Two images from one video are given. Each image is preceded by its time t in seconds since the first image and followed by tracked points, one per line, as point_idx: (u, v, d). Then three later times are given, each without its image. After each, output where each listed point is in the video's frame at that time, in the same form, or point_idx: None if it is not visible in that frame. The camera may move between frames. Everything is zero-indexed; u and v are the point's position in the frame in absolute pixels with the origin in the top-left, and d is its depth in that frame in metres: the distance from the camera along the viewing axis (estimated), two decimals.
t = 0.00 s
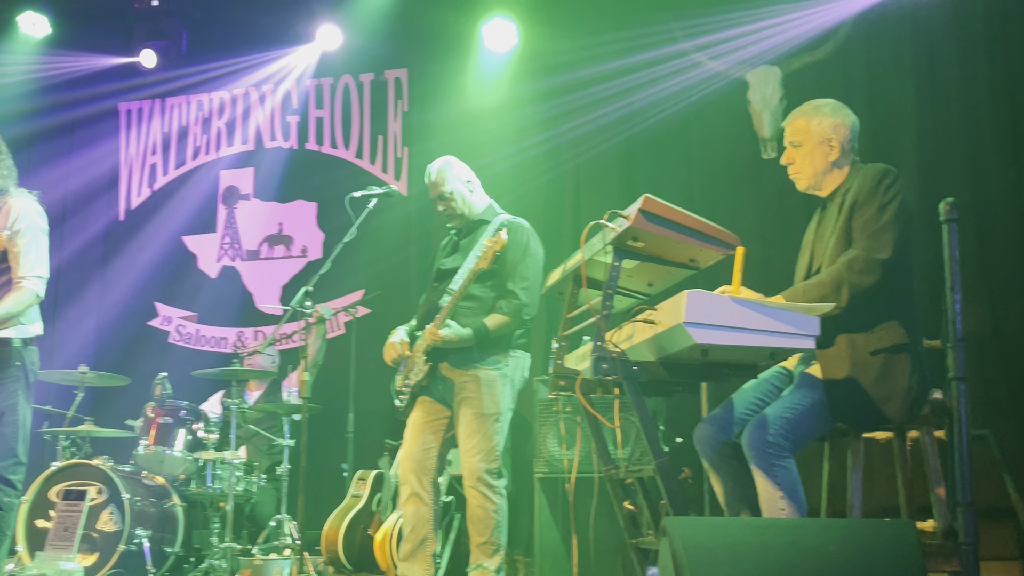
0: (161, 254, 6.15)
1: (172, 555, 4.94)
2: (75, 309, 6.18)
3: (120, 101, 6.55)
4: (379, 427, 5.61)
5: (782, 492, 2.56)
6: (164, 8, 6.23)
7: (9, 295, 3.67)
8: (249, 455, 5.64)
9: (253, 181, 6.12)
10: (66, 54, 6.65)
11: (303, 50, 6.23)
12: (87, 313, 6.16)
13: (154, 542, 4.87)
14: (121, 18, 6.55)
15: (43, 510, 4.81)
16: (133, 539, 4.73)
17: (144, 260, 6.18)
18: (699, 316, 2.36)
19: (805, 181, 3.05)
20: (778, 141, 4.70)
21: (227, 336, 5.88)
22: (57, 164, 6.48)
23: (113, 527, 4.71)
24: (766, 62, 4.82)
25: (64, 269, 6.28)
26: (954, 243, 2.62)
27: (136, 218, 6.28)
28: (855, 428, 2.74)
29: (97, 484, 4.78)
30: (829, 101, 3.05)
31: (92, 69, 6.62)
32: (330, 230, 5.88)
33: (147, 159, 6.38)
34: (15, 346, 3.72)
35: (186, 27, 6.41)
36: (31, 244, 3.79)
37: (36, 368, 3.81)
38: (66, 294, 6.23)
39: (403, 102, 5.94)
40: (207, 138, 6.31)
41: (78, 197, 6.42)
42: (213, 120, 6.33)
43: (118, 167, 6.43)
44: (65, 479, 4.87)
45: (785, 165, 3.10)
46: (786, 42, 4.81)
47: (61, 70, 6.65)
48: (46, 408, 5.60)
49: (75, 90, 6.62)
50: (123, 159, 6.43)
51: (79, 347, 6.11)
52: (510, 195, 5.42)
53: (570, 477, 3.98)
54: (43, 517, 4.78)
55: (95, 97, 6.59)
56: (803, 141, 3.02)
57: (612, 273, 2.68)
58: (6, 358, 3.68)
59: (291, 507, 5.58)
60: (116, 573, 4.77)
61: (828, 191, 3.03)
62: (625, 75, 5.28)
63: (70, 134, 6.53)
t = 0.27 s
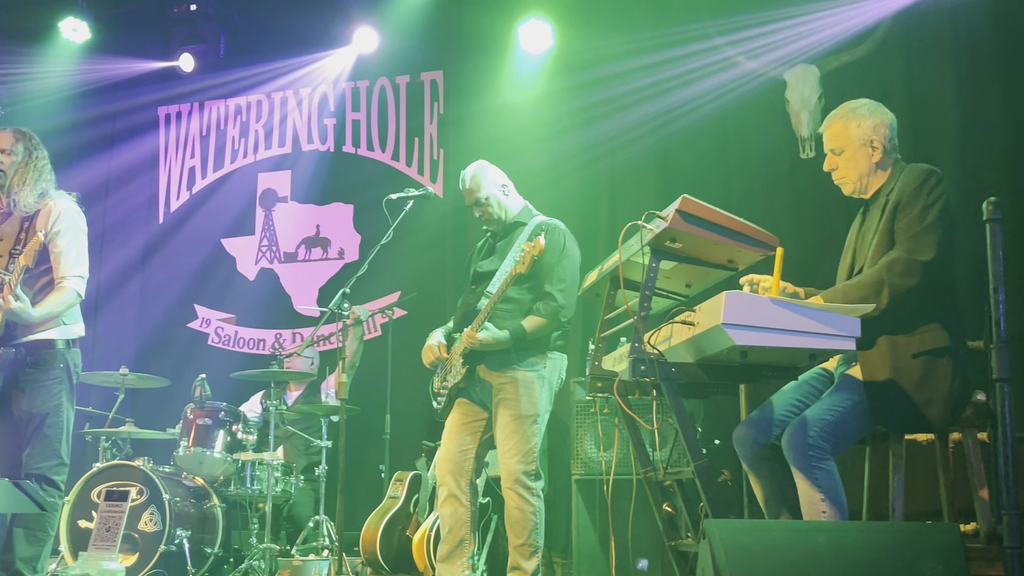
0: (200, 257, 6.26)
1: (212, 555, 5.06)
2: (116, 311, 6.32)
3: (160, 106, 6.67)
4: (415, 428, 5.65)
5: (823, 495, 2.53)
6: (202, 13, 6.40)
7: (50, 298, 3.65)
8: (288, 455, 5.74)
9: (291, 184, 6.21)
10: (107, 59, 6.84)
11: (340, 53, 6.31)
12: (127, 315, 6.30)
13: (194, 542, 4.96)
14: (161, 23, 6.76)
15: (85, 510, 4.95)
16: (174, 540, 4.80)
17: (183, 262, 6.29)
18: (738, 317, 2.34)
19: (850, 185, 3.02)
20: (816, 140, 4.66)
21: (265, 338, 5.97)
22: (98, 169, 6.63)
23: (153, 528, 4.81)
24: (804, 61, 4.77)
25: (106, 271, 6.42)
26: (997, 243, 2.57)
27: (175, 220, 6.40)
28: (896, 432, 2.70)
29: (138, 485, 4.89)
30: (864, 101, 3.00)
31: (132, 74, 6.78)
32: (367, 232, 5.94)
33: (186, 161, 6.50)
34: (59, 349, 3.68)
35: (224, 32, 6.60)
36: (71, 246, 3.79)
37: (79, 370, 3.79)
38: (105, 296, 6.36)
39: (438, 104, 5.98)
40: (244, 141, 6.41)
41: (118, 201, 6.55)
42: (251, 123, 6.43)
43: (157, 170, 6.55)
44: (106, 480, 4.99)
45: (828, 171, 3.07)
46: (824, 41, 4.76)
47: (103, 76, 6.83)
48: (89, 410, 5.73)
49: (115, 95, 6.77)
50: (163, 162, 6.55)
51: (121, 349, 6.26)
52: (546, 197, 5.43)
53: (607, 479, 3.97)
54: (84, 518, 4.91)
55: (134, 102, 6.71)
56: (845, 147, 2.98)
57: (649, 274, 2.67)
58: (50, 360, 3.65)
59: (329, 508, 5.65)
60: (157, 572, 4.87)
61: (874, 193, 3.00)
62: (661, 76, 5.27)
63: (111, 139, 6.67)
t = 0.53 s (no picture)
0: (234, 258, 6.36)
1: (247, 555, 5.07)
2: (150, 311, 6.40)
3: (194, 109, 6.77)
4: (447, 428, 5.69)
5: (858, 496, 2.50)
6: (234, 16, 6.44)
7: (86, 300, 3.73)
8: (322, 455, 5.78)
9: (323, 185, 6.28)
10: (140, 62, 6.90)
11: (372, 55, 6.36)
12: (161, 316, 6.41)
13: (229, 542, 5.01)
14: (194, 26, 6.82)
15: (121, 511, 5.03)
16: (209, 540, 4.89)
17: (217, 264, 6.40)
18: (772, 317, 2.33)
19: (887, 186, 2.98)
20: (849, 139, 4.61)
21: (298, 339, 6.05)
22: (132, 172, 6.70)
23: (189, 527, 4.89)
24: (836, 60, 4.73)
25: (140, 270, 6.54)
26: None
27: (208, 221, 6.51)
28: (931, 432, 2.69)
29: (174, 485, 4.98)
30: (898, 101, 2.97)
31: (164, 77, 6.85)
32: (400, 233, 6.01)
33: (220, 164, 6.60)
34: (96, 350, 3.74)
35: (255, 35, 6.56)
36: (107, 249, 3.86)
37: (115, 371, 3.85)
38: (139, 298, 6.46)
39: (469, 105, 5.99)
40: (277, 143, 6.50)
41: (151, 201, 6.67)
42: (283, 126, 6.51)
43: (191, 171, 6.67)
44: (142, 480, 5.08)
45: (865, 173, 3.04)
46: (858, 39, 4.73)
47: (137, 78, 6.89)
48: (126, 410, 5.83)
49: (148, 98, 6.84)
50: (196, 163, 6.67)
51: (155, 349, 6.35)
52: (576, 197, 5.43)
53: (639, 479, 3.95)
54: (121, 518, 5.00)
55: (167, 105, 6.81)
56: (881, 148, 2.95)
57: (682, 274, 2.67)
58: (87, 361, 3.71)
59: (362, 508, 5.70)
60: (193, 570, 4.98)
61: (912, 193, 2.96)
62: (692, 76, 5.26)
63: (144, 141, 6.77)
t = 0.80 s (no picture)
0: (284, 258, 6.49)
1: (298, 551, 5.19)
2: (204, 312, 6.60)
3: (243, 111, 6.92)
4: (496, 426, 5.73)
5: (912, 492, 2.46)
6: (284, 18, 6.51)
7: (141, 303, 3.82)
8: (371, 454, 5.81)
9: (371, 186, 6.37)
10: (189, 65, 6.97)
11: (419, 55, 6.42)
12: (213, 316, 6.58)
13: (282, 538, 5.12)
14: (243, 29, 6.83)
15: (175, 508, 5.04)
16: (261, 536, 4.96)
17: (267, 263, 6.53)
18: (824, 314, 2.31)
19: (947, 180, 2.91)
20: (901, 134, 4.50)
21: (348, 337, 6.15)
22: (184, 173, 6.92)
23: (241, 524, 4.91)
24: (887, 55, 4.65)
25: (192, 271, 6.72)
26: None
27: (258, 222, 6.65)
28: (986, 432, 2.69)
29: (226, 483, 4.99)
30: (957, 94, 2.93)
31: (215, 80, 6.98)
32: (447, 233, 6.07)
33: (269, 165, 6.73)
34: (149, 348, 3.84)
35: (305, 36, 6.71)
36: (163, 254, 3.94)
37: (168, 369, 3.93)
38: (195, 298, 6.66)
39: (515, 104, 6.03)
40: (325, 144, 6.61)
41: (203, 203, 6.85)
42: (332, 127, 6.62)
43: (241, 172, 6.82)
44: (195, 478, 5.09)
45: (923, 166, 2.97)
46: (910, 32, 4.63)
47: (188, 81, 7.01)
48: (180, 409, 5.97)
49: (200, 101, 7.01)
50: (246, 165, 6.81)
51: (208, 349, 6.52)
52: (624, 194, 5.42)
53: (689, 478, 3.94)
54: (175, 515, 5.00)
55: (218, 106, 6.98)
56: (943, 141, 2.89)
57: (732, 271, 2.66)
58: (140, 360, 3.80)
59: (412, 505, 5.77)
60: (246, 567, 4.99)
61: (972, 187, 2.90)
62: (741, 72, 5.23)
63: (195, 142, 6.95)
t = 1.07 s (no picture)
0: (331, 257, 6.56)
1: (345, 547, 5.23)
2: (248, 310, 6.67)
3: (289, 113, 6.97)
4: (541, 423, 5.77)
5: (965, 494, 2.43)
6: (327, 19, 6.54)
7: (192, 304, 3.80)
8: (417, 451, 5.89)
9: (415, 184, 6.44)
10: (237, 66, 7.11)
11: (461, 54, 6.45)
12: (259, 315, 6.66)
13: (328, 535, 5.17)
14: (287, 28, 6.86)
15: (224, 504, 5.11)
16: (309, 533, 4.99)
17: (313, 262, 6.61)
18: (872, 311, 2.28)
19: (1001, 174, 2.85)
20: (949, 127, 4.48)
21: (393, 335, 6.24)
22: (232, 175, 6.97)
23: (290, 521, 4.95)
24: (935, 47, 4.61)
25: (239, 273, 6.77)
26: None
27: (304, 222, 6.71)
28: None
29: (275, 479, 5.03)
30: (1009, 88, 2.89)
31: (262, 81, 7.08)
32: (491, 231, 6.13)
33: (314, 165, 6.79)
34: (198, 348, 3.83)
35: (348, 36, 6.69)
36: (214, 258, 3.92)
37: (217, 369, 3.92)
38: (238, 297, 6.72)
39: (558, 101, 6.03)
40: (369, 143, 6.67)
41: (251, 206, 6.90)
42: (376, 126, 6.66)
43: (288, 176, 6.86)
44: (244, 474, 5.14)
45: (977, 161, 2.91)
46: (957, 24, 4.60)
47: (235, 84, 7.15)
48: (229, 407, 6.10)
49: (246, 104, 7.09)
50: (293, 167, 6.86)
51: (255, 348, 6.59)
52: (668, 190, 5.39)
53: (736, 475, 3.92)
54: (224, 512, 5.07)
55: (264, 112, 7.03)
56: (996, 135, 2.84)
57: (778, 268, 2.64)
58: (189, 359, 3.78)
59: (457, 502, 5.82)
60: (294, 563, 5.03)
61: None
62: (785, 67, 5.21)
63: (242, 147, 7.00)
